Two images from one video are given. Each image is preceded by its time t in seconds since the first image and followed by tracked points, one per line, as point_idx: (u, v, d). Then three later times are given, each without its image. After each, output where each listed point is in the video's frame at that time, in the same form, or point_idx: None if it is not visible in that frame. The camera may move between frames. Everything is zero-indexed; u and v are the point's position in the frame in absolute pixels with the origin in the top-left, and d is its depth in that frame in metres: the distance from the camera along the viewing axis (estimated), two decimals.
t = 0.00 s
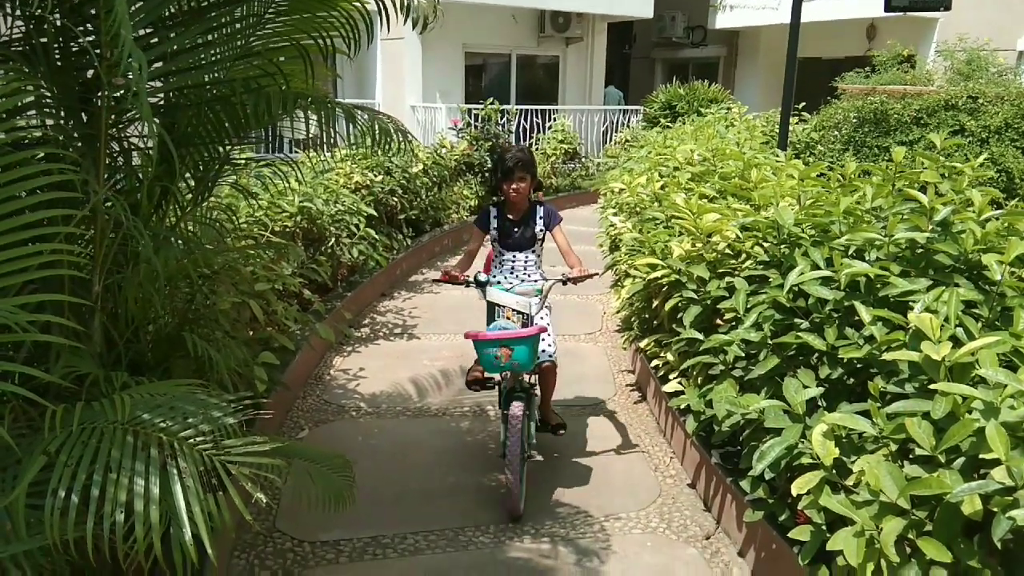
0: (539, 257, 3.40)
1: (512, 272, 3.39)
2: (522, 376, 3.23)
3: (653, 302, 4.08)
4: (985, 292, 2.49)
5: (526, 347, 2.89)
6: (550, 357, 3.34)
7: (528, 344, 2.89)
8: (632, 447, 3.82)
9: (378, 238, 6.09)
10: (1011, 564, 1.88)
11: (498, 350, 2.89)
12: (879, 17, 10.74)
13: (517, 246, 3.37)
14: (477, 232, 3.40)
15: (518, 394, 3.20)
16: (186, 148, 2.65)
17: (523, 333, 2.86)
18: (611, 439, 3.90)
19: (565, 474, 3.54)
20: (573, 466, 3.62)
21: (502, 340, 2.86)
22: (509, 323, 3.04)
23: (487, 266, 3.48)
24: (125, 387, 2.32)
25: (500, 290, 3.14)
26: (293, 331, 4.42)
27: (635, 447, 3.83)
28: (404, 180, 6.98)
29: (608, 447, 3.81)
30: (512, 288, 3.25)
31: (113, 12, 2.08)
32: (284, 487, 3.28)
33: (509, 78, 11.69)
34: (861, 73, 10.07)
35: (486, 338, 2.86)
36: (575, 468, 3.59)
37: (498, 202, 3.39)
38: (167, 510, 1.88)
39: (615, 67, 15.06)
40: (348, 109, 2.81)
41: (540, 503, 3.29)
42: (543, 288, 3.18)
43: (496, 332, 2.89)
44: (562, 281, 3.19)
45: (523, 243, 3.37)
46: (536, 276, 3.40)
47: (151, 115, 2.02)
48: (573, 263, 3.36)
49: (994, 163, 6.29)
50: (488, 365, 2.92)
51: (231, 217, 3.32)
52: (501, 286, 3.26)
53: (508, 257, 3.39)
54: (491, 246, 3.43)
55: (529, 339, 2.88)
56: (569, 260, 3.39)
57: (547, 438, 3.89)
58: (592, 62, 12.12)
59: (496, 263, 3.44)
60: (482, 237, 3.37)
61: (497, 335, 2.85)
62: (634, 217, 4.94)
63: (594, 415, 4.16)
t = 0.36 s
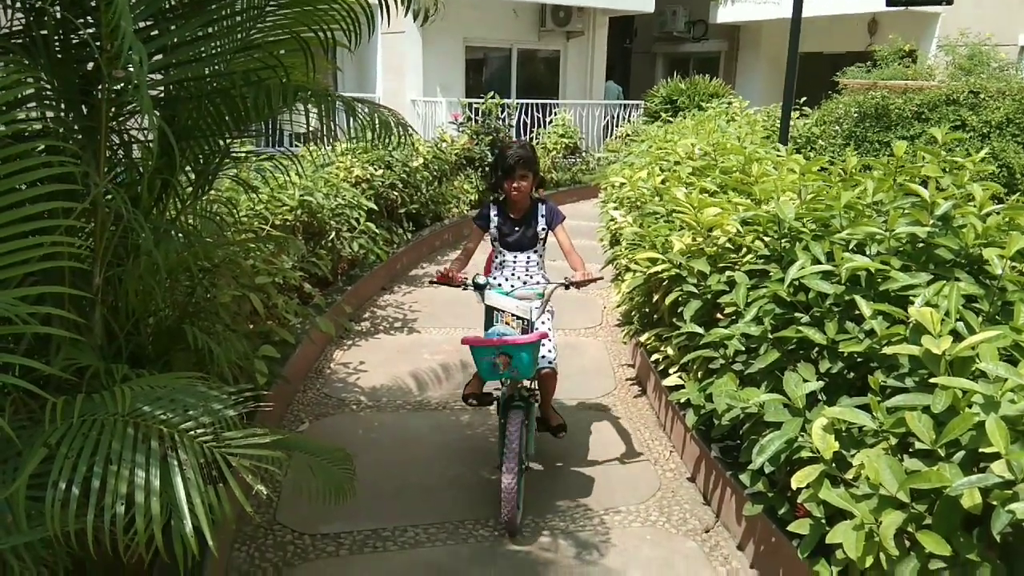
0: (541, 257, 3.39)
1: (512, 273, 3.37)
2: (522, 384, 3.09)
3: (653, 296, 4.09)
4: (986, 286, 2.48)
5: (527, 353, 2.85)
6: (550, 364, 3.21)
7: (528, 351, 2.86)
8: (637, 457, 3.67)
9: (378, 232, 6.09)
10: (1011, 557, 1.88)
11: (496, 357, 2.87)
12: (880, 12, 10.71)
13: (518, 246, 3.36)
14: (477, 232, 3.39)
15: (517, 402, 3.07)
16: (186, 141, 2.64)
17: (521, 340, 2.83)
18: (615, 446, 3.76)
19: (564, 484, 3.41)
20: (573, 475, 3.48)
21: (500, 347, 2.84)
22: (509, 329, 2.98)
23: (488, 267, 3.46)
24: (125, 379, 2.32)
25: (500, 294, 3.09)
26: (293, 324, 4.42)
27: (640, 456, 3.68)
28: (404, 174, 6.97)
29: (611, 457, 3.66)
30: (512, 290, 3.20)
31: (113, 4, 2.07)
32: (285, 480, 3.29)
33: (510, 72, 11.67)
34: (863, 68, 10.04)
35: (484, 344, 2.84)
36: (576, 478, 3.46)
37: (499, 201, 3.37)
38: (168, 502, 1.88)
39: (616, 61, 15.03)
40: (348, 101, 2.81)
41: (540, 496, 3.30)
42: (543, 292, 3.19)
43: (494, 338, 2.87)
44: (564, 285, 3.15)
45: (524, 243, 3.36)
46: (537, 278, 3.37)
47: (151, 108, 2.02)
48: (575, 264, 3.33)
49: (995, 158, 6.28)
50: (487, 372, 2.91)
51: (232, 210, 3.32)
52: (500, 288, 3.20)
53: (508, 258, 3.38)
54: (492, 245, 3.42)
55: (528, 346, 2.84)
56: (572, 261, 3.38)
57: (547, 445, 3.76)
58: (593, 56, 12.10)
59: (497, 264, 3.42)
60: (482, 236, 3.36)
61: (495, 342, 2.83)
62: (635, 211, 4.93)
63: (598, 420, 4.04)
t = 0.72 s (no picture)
0: (547, 261, 3.21)
1: (514, 278, 3.19)
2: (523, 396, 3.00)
3: (655, 286, 4.08)
4: (989, 275, 2.47)
5: (532, 365, 2.77)
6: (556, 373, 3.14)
7: (535, 361, 2.77)
8: (645, 466, 3.49)
9: (380, 222, 6.09)
10: (1012, 545, 1.88)
11: (502, 368, 2.76)
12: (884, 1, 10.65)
13: (523, 249, 3.19)
14: (478, 233, 3.22)
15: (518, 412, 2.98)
16: (188, 131, 2.63)
17: (528, 350, 2.73)
18: (620, 455, 3.59)
19: (568, 496, 3.23)
20: (578, 486, 3.30)
21: (507, 358, 2.73)
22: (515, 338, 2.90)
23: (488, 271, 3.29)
24: (128, 369, 2.32)
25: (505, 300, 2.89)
26: (295, 315, 4.42)
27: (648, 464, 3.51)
28: (406, 164, 6.96)
29: (619, 467, 3.47)
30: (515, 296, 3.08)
31: None
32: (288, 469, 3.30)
33: (512, 62, 11.64)
34: (865, 57, 10.00)
35: (490, 355, 2.72)
36: (582, 489, 3.29)
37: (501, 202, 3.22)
38: (171, 490, 1.88)
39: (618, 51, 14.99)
40: (349, 91, 2.78)
41: (542, 485, 3.31)
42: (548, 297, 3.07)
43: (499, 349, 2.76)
44: (570, 291, 3.01)
45: (528, 246, 3.19)
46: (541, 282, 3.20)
47: (152, 97, 2.02)
48: (582, 269, 3.21)
49: (998, 148, 6.25)
50: (490, 384, 2.80)
51: (234, 200, 3.32)
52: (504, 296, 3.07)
53: (511, 261, 3.20)
54: (494, 249, 3.25)
55: (536, 356, 2.75)
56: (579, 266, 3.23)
57: (550, 453, 3.57)
58: (595, 46, 12.06)
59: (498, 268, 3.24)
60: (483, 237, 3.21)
61: (502, 353, 2.72)
62: (637, 201, 4.93)
63: (601, 426, 3.86)
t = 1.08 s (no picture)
0: (548, 261, 3.12)
1: (514, 279, 3.10)
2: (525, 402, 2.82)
3: (654, 281, 4.08)
4: (989, 269, 2.46)
5: (538, 370, 2.57)
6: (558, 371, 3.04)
7: (540, 367, 2.58)
8: (648, 473, 3.38)
9: (380, 216, 6.09)
10: (1011, 538, 1.88)
11: (505, 374, 2.57)
12: None
13: (523, 248, 3.10)
14: (477, 232, 3.12)
15: (521, 419, 2.80)
16: (187, 124, 2.63)
17: (533, 354, 2.55)
18: (623, 462, 3.47)
19: (568, 490, 3.24)
20: (582, 495, 3.20)
21: (510, 361, 2.54)
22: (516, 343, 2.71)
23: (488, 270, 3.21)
24: (128, 362, 2.32)
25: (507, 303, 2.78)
26: (295, 309, 4.42)
27: (651, 471, 3.40)
28: (406, 158, 6.95)
29: (621, 475, 3.37)
30: (516, 298, 3.02)
31: None
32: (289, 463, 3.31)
33: (511, 57, 11.62)
34: (866, 52, 9.99)
35: (492, 359, 2.54)
36: (584, 498, 3.18)
37: (501, 200, 3.12)
38: (171, 484, 1.88)
39: (618, 45, 14.97)
40: (350, 84, 2.79)
41: (542, 479, 3.32)
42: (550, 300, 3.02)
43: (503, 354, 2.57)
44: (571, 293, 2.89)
45: (529, 246, 3.09)
46: (543, 283, 3.11)
47: (152, 92, 2.01)
48: (583, 270, 3.07)
49: (998, 142, 6.23)
50: (492, 392, 2.59)
51: (234, 193, 3.32)
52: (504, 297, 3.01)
53: (511, 261, 3.11)
54: (494, 248, 3.15)
55: (541, 362, 2.56)
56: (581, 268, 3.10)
57: (551, 461, 3.47)
58: (595, 40, 12.03)
59: (498, 268, 3.15)
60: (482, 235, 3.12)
61: (505, 356, 2.54)
62: (637, 195, 4.92)
63: (602, 431, 3.76)
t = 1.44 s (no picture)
0: (551, 261, 3.01)
1: (516, 281, 2.98)
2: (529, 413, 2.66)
3: (656, 273, 4.07)
4: (991, 260, 2.45)
5: (542, 381, 2.44)
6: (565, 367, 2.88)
7: (545, 376, 2.45)
8: (657, 484, 3.24)
9: (381, 208, 6.08)
10: (1012, 529, 1.88)
11: (508, 384, 2.44)
12: None
13: (526, 249, 2.98)
14: (477, 231, 2.99)
15: (524, 429, 2.63)
16: (188, 115, 2.63)
17: (537, 364, 2.41)
18: (626, 458, 3.43)
19: (569, 481, 3.24)
20: (589, 508, 3.04)
21: (514, 372, 2.42)
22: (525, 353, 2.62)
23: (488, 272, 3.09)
24: (130, 353, 2.33)
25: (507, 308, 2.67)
26: (296, 300, 4.41)
27: (659, 481, 3.26)
28: (407, 150, 6.94)
29: (629, 486, 3.22)
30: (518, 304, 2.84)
31: None
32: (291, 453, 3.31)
33: (513, 48, 11.59)
34: (869, 43, 9.94)
35: (495, 369, 2.40)
36: (592, 511, 3.02)
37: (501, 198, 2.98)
38: (173, 474, 1.89)
39: (619, 36, 14.92)
40: (350, 74, 2.76)
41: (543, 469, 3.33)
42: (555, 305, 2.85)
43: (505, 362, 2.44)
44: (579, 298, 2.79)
45: (531, 246, 2.98)
46: (546, 285, 3.00)
47: (152, 82, 2.01)
48: (590, 272, 2.97)
49: (1002, 134, 6.20)
50: (493, 402, 2.47)
51: (235, 184, 3.31)
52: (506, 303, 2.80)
53: (512, 262, 2.99)
54: (494, 248, 3.02)
55: (546, 371, 2.44)
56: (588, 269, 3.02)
57: (556, 472, 3.30)
58: (597, 31, 11.99)
59: (498, 270, 3.03)
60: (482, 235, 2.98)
61: (507, 365, 2.41)
62: (638, 186, 4.92)
63: (607, 439, 3.61)
